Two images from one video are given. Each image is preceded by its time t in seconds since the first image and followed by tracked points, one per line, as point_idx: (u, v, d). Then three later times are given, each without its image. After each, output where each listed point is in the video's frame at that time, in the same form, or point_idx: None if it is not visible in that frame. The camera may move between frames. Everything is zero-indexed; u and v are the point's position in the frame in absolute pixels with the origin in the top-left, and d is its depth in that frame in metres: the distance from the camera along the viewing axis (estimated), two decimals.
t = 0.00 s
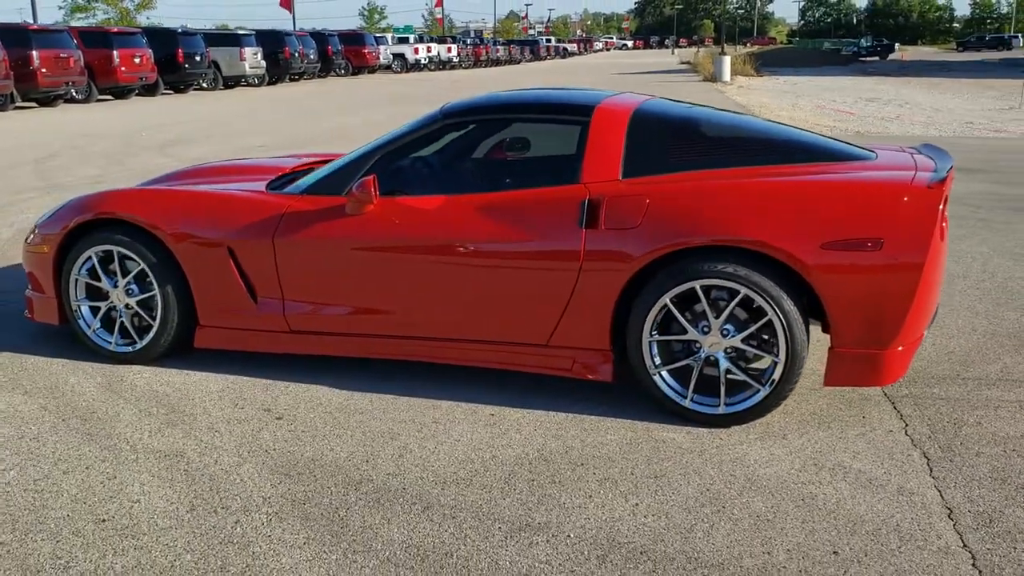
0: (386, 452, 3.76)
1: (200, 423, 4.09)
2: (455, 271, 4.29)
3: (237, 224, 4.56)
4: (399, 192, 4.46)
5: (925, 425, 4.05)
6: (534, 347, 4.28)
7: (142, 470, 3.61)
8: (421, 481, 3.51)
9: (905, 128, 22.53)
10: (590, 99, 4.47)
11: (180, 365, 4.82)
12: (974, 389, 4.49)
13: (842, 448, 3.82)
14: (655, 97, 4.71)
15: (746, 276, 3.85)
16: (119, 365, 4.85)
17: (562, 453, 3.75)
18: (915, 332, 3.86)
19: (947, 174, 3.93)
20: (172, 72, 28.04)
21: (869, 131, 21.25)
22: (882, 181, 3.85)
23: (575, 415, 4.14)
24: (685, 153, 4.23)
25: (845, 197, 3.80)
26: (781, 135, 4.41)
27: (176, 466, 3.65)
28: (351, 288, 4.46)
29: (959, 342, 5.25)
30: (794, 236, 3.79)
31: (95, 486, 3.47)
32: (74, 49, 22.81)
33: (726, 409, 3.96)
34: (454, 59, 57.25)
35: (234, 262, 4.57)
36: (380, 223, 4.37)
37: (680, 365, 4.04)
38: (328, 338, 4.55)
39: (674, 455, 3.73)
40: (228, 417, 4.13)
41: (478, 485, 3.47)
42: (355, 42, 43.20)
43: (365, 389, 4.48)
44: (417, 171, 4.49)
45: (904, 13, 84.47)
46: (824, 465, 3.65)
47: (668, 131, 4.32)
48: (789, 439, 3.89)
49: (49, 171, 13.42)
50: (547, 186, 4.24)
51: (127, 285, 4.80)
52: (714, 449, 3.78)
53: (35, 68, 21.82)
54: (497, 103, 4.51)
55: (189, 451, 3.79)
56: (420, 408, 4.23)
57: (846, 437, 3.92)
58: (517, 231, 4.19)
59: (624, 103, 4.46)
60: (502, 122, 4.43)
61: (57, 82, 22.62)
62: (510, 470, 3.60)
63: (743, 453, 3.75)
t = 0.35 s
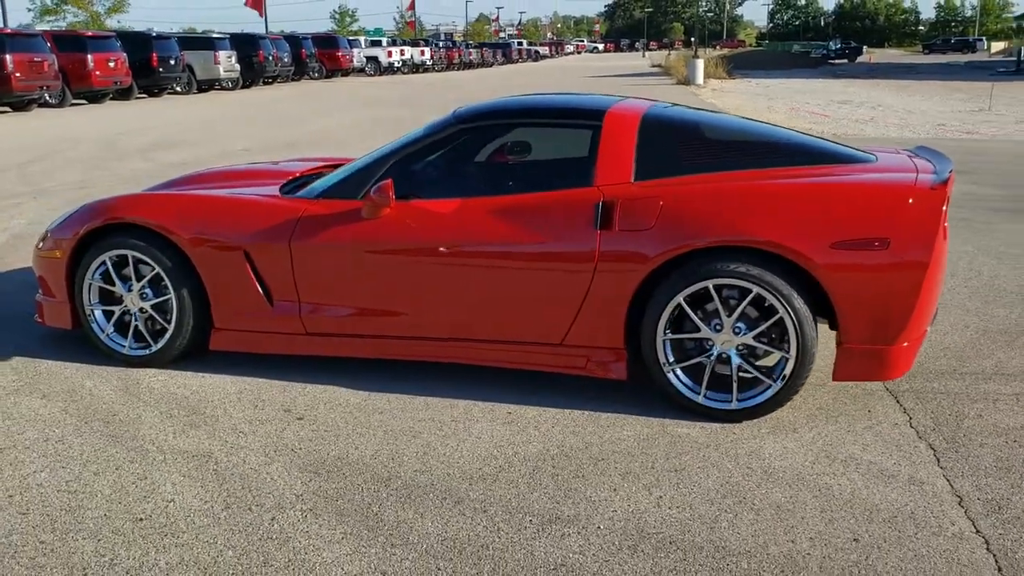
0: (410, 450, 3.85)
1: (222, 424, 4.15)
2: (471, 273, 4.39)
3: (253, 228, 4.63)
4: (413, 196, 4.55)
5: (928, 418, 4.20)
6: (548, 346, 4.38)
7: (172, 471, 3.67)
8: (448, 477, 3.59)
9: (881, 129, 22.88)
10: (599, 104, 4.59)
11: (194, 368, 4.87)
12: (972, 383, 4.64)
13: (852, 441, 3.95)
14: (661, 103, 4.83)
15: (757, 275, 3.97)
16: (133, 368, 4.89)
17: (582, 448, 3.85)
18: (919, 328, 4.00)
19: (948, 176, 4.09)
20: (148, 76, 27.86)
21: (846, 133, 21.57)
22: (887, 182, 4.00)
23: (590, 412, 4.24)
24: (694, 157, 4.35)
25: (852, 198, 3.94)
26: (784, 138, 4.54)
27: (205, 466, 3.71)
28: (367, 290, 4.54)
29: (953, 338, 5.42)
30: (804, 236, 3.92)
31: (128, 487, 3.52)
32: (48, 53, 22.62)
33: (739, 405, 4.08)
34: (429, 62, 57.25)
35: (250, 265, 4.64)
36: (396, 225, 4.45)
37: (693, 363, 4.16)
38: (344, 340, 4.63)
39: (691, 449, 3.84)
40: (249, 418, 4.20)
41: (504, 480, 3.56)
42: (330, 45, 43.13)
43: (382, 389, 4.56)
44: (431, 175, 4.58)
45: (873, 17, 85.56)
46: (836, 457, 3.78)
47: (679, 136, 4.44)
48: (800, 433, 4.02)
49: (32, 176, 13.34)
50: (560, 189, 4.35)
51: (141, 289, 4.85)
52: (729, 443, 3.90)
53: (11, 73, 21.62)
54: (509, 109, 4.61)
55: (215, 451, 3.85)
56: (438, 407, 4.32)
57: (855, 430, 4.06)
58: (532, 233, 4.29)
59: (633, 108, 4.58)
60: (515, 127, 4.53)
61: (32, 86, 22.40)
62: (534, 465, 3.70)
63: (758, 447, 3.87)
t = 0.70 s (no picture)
0: (422, 447, 3.89)
1: (231, 424, 4.16)
2: (475, 272, 4.44)
3: (255, 230, 4.64)
4: (416, 197, 4.60)
5: (924, 409, 4.32)
6: (552, 344, 4.44)
7: (186, 470, 3.68)
8: (463, 472, 3.64)
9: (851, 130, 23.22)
10: (599, 106, 4.66)
11: (196, 369, 4.88)
12: (962, 375, 4.78)
13: (853, 432, 4.05)
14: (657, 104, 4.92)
15: (759, 271, 4.06)
16: (135, 370, 4.89)
17: (591, 442, 3.92)
18: (916, 322, 4.11)
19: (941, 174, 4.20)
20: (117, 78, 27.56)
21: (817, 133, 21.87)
22: (883, 180, 4.10)
23: (595, 408, 4.31)
24: (694, 157, 4.44)
25: (851, 196, 4.04)
26: (780, 139, 4.65)
27: (219, 465, 3.73)
28: (371, 290, 4.58)
29: (941, 332, 5.56)
30: (805, 233, 4.01)
31: (143, 486, 3.54)
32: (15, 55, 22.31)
33: (742, 398, 4.17)
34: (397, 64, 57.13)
35: (253, 266, 4.66)
36: (401, 225, 4.49)
37: (696, 358, 4.24)
38: (348, 339, 4.66)
39: (698, 442, 3.92)
40: (258, 418, 4.22)
41: (518, 474, 3.62)
42: (300, 47, 42.93)
43: (386, 388, 4.60)
44: (434, 175, 4.63)
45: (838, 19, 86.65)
46: (839, 449, 3.88)
47: (677, 136, 4.52)
48: (802, 425, 4.12)
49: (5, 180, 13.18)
50: (563, 189, 4.41)
51: (142, 291, 4.85)
52: (734, 436, 3.99)
53: None
54: (510, 110, 4.67)
55: (228, 451, 3.87)
56: (445, 405, 4.36)
57: (855, 422, 4.16)
58: (536, 232, 4.35)
59: (632, 109, 4.66)
60: (517, 128, 4.60)
61: None
62: (546, 460, 3.76)
63: (762, 439, 3.95)
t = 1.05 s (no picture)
0: (436, 445, 3.90)
1: (240, 423, 4.14)
2: (482, 270, 4.45)
3: (259, 229, 4.62)
4: (422, 195, 4.60)
5: (925, 401, 4.39)
6: (559, 340, 4.47)
7: (200, 470, 3.66)
8: (479, 468, 3.66)
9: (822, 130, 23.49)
10: (602, 104, 4.69)
11: (198, 370, 4.84)
12: (958, 367, 4.87)
13: (859, 424, 4.12)
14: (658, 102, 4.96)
15: (766, 267, 4.12)
16: (135, 371, 4.85)
17: (604, 438, 3.94)
18: (919, 315, 4.18)
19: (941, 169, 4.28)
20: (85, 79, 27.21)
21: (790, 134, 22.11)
22: (886, 175, 4.17)
23: (604, 403, 4.34)
24: (698, 153, 4.48)
25: (855, 191, 4.10)
26: (780, 135, 4.70)
27: (233, 464, 3.71)
28: (376, 289, 4.58)
29: (932, 326, 5.66)
30: (811, 228, 4.07)
31: (159, 487, 3.51)
32: None
33: (750, 392, 4.22)
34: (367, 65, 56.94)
35: (257, 265, 4.64)
36: (406, 223, 4.50)
37: (703, 353, 4.28)
38: (353, 338, 4.65)
39: (708, 436, 3.96)
40: (267, 417, 4.20)
41: (534, 469, 3.64)
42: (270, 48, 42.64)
43: (393, 387, 4.60)
44: (438, 173, 4.63)
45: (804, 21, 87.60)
46: (847, 440, 3.94)
47: (681, 134, 4.56)
48: (809, 418, 4.18)
49: None
50: (569, 186, 4.43)
51: (143, 291, 4.81)
52: (743, 429, 4.03)
53: None
54: (513, 108, 4.69)
55: (240, 450, 3.85)
56: (454, 402, 4.37)
57: (860, 415, 4.23)
58: (543, 230, 4.37)
59: (634, 107, 4.70)
60: (521, 126, 4.62)
61: None
62: (560, 455, 3.78)
63: (771, 432, 4.00)
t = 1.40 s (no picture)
0: (451, 447, 3.91)
1: (251, 429, 4.13)
2: (490, 273, 4.47)
3: (265, 234, 4.61)
4: (428, 198, 4.61)
5: (926, 398, 4.49)
6: (567, 343, 4.51)
7: (217, 476, 3.64)
8: (498, 470, 3.68)
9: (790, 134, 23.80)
10: (605, 108, 4.74)
11: (201, 376, 4.81)
12: (954, 365, 4.97)
13: (864, 422, 4.20)
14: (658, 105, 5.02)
15: (772, 268, 4.19)
16: (137, 378, 4.80)
17: (617, 438, 3.98)
18: (921, 315, 4.28)
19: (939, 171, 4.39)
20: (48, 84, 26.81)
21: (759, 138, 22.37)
22: (887, 177, 4.26)
23: (613, 405, 4.38)
24: (703, 155, 4.54)
25: (859, 193, 4.18)
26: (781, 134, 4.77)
27: (249, 470, 3.70)
28: (384, 293, 4.58)
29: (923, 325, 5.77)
30: (816, 230, 4.15)
31: (178, 493, 3.49)
32: None
33: (756, 391, 4.30)
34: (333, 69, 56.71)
35: (262, 270, 4.62)
36: (414, 227, 4.51)
37: (710, 354, 4.34)
38: (360, 342, 4.65)
39: (720, 435, 4.02)
40: (278, 423, 4.19)
41: (553, 470, 3.67)
42: (236, 52, 42.29)
43: (400, 390, 4.60)
44: (444, 177, 4.64)
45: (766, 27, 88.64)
46: (855, 438, 4.01)
47: (685, 136, 4.62)
48: (815, 417, 4.25)
49: None
50: (576, 189, 4.47)
51: (145, 297, 4.77)
52: (753, 429, 4.09)
53: None
54: (518, 113, 4.73)
55: (255, 455, 3.84)
56: (464, 405, 4.39)
57: (864, 413, 4.31)
58: (551, 233, 4.40)
59: (637, 111, 4.75)
60: (527, 130, 4.65)
61: None
62: (577, 456, 3.81)
63: (780, 431, 4.07)
